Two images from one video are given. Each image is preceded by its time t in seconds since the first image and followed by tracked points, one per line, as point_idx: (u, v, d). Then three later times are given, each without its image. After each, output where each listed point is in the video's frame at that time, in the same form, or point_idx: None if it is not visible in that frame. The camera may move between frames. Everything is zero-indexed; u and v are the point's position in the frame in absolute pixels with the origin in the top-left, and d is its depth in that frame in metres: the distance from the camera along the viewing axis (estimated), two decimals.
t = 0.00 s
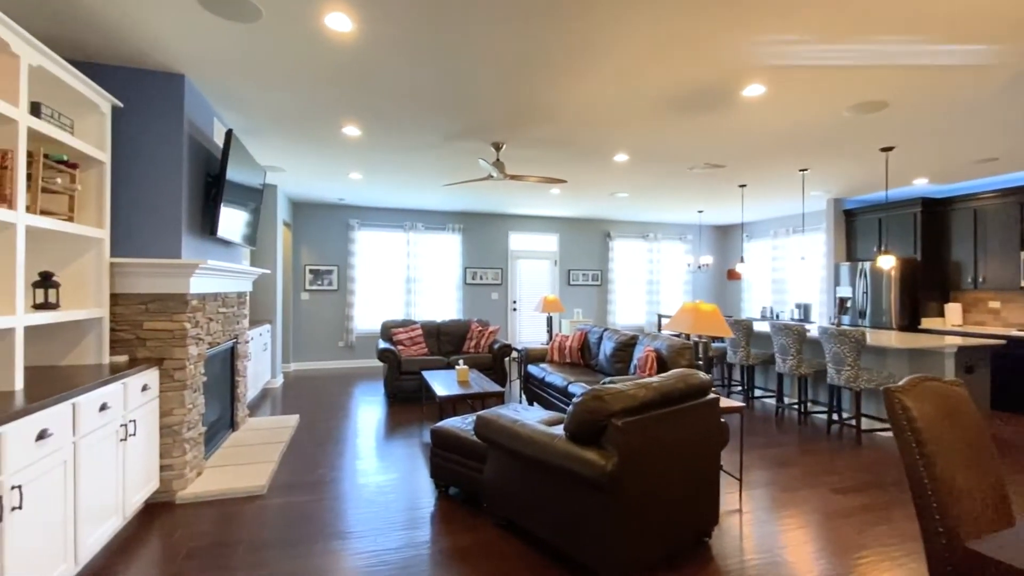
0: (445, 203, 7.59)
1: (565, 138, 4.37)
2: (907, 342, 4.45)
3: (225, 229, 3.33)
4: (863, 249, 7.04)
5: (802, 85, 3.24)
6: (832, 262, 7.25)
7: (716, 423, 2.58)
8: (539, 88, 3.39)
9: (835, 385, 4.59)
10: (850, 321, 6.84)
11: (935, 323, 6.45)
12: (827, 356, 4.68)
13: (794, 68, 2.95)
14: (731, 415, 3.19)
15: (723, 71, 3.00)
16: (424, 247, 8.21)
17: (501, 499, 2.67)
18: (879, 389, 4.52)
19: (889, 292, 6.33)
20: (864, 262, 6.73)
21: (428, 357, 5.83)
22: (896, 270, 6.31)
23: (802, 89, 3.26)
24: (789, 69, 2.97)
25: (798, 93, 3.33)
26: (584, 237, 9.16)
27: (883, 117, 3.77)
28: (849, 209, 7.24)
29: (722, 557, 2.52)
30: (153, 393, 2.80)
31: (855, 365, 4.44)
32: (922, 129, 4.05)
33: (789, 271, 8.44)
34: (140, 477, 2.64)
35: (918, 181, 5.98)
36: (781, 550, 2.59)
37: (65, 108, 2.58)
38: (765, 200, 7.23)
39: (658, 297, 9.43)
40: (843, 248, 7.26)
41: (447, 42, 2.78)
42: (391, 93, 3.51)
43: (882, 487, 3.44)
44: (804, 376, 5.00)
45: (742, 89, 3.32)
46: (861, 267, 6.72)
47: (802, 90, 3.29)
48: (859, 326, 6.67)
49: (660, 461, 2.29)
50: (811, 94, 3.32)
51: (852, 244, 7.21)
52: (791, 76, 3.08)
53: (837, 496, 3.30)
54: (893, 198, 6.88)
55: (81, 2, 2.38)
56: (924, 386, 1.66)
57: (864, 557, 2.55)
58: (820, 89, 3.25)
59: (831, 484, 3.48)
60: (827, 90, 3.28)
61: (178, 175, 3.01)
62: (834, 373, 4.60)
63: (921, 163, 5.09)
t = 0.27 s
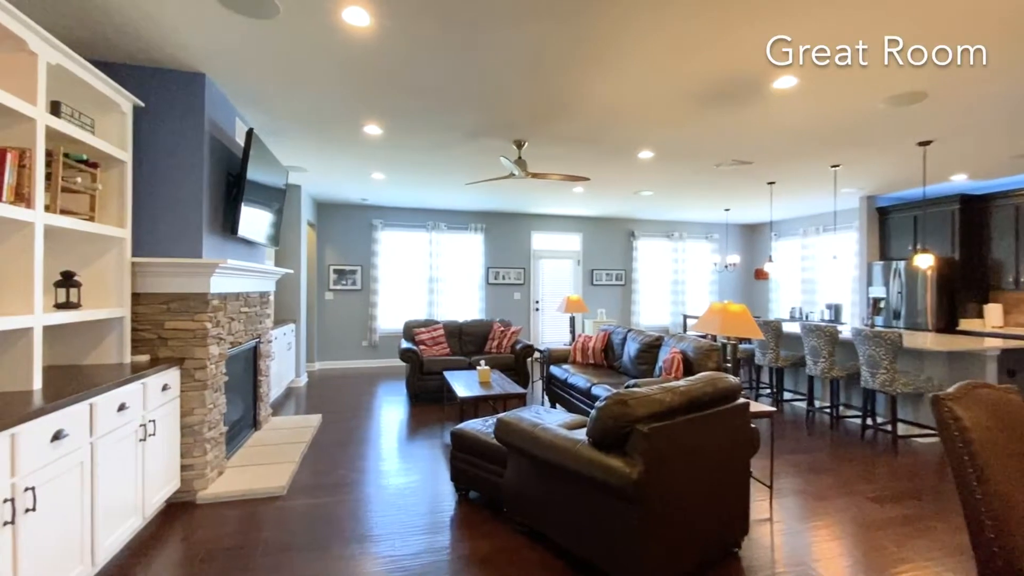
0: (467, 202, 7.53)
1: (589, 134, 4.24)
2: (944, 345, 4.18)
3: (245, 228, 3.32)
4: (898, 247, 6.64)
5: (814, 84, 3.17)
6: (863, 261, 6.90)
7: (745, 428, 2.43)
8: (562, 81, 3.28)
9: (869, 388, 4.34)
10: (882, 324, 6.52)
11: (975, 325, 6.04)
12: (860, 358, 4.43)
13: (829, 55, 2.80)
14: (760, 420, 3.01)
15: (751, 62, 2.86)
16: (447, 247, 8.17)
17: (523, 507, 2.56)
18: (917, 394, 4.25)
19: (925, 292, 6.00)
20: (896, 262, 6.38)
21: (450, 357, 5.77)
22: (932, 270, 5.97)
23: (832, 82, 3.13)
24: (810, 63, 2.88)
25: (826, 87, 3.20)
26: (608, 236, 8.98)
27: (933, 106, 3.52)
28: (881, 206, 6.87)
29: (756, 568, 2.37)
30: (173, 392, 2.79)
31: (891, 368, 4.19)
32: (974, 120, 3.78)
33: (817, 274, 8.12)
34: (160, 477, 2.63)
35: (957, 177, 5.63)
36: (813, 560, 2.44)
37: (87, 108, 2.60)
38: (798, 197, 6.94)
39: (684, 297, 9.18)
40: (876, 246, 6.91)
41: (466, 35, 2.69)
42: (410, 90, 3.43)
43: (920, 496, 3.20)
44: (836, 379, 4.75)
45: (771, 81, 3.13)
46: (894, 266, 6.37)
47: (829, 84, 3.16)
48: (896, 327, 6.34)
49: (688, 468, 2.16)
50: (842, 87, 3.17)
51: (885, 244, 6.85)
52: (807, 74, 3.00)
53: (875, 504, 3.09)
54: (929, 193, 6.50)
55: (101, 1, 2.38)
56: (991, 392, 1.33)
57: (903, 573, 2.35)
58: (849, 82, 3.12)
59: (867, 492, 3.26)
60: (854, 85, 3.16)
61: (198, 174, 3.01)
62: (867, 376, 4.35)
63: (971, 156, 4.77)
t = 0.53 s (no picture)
0: (487, 201, 7.51)
1: (608, 129, 4.14)
2: (994, 349, 3.93)
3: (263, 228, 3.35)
4: (941, 243, 6.34)
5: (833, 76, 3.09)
6: (904, 259, 6.59)
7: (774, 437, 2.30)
8: (577, 75, 3.20)
9: (910, 394, 4.13)
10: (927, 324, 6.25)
11: None
12: (900, 361, 4.22)
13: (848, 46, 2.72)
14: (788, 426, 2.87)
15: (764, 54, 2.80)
16: (467, 246, 8.16)
17: (536, 513, 2.49)
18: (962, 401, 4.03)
19: (972, 290, 5.66)
20: (940, 259, 6.07)
21: (468, 357, 5.74)
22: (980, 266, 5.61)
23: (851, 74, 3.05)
24: (817, 59, 2.85)
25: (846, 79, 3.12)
26: (631, 234, 8.82)
27: (975, 91, 3.30)
28: (924, 200, 6.55)
29: None
30: (192, 391, 2.83)
31: (935, 373, 3.96)
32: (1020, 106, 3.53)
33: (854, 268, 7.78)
34: (178, 475, 2.67)
35: (1002, 168, 5.31)
36: None
37: (109, 112, 2.65)
38: (829, 192, 6.67)
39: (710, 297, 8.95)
40: (918, 245, 6.60)
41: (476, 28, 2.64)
42: (424, 86, 3.41)
43: (966, 512, 3.00)
44: (874, 383, 4.53)
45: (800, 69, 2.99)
46: (937, 263, 6.07)
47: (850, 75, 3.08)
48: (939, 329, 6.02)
49: (709, 478, 2.05)
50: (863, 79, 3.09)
51: (930, 240, 6.53)
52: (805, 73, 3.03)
53: (919, 519, 2.92)
54: (975, 186, 6.17)
55: (119, 5, 2.42)
56: None
57: None
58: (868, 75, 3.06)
59: (906, 507, 3.07)
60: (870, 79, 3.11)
61: (217, 176, 3.05)
62: (909, 381, 4.14)
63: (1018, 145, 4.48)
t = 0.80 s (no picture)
0: (506, 200, 7.47)
1: (626, 122, 4.04)
2: None
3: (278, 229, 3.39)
4: (993, 238, 5.96)
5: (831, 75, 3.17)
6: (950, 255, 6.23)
7: (798, 448, 2.17)
8: (590, 68, 3.13)
9: (960, 402, 3.89)
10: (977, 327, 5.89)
11: None
12: (947, 366, 4.00)
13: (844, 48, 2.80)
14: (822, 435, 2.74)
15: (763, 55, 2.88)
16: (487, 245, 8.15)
17: (543, 519, 2.42)
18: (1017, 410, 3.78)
19: None
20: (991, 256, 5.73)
21: (485, 357, 5.72)
22: None
23: (851, 74, 3.12)
24: (818, 59, 2.91)
25: (845, 79, 3.20)
26: (654, 232, 8.65)
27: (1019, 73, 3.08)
28: (974, 191, 6.19)
29: None
30: (208, 389, 2.88)
31: (988, 381, 3.71)
32: None
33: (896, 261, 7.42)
34: (194, 472, 2.73)
35: None
36: None
37: (129, 116, 2.72)
38: (863, 186, 6.38)
39: (738, 296, 8.69)
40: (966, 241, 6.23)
41: (484, 19, 2.60)
42: (436, 82, 3.39)
43: (1019, 533, 2.80)
44: (917, 389, 4.29)
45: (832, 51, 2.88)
46: (988, 260, 5.73)
47: (850, 74, 3.15)
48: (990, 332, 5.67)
49: (726, 491, 1.95)
50: (864, 79, 3.16)
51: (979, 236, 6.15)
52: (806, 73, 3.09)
53: (967, 540, 2.73)
54: None
55: (135, 10, 2.47)
56: None
57: None
58: (870, 75, 3.13)
59: (951, 526, 2.87)
60: (870, 78, 3.18)
61: (233, 178, 3.09)
62: (958, 388, 3.90)
63: None
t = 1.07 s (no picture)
0: (526, 198, 7.38)
1: (647, 115, 3.89)
2: None
3: (293, 228, 3.39)
4: None
5: (851, 67, 3.08)
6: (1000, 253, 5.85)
7: (828, 460, 2.01)
8: (609, 58, 3.01)
9: (1006, 410, 3.62)
10: None
11: None
12: (991, 370, 3.74)
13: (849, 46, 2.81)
14: (855, 444, 2.56)
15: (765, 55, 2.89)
16: (507, 244, 8.08)
17: (556, 527, 2.32)
18: None
19: None
20: None
21: (504, 357, 5.64)
22: None
23: (853, 73, 3.15)
24: (818, 58, 2.94)
25: (865, 71, 3.11)
26: (678, 230, 8.42)
27: None
28: None
29: None
30: (223, 387, 2.89)
31: None
32: None
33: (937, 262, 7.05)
34: (208, 471, 2.73)
35: None
36: None
37: (145, 116, 2.74)
38: (902, 179, 6.05)
39: (767, 296, 8.39)
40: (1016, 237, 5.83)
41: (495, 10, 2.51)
42: (450, 77, 3.32)
43: None
44: (960, 395, 4.02)
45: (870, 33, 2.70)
46: None
47: (869, 66, 3.07)
48: None
49: (749, 503, 1.82)
50: (864, 79, 3.19)
51: None
52: (807, 73, 3.11)
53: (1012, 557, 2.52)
54: None
55: (150, 9, 2.47)
56: None
57: None
58: (870, 74, 3.16)
59: (996, 542, 2.66)
60: (871, 77, 3.20)
61: (249, 177, 3.10)
62: (1002, 394, 3.64)
63: None
